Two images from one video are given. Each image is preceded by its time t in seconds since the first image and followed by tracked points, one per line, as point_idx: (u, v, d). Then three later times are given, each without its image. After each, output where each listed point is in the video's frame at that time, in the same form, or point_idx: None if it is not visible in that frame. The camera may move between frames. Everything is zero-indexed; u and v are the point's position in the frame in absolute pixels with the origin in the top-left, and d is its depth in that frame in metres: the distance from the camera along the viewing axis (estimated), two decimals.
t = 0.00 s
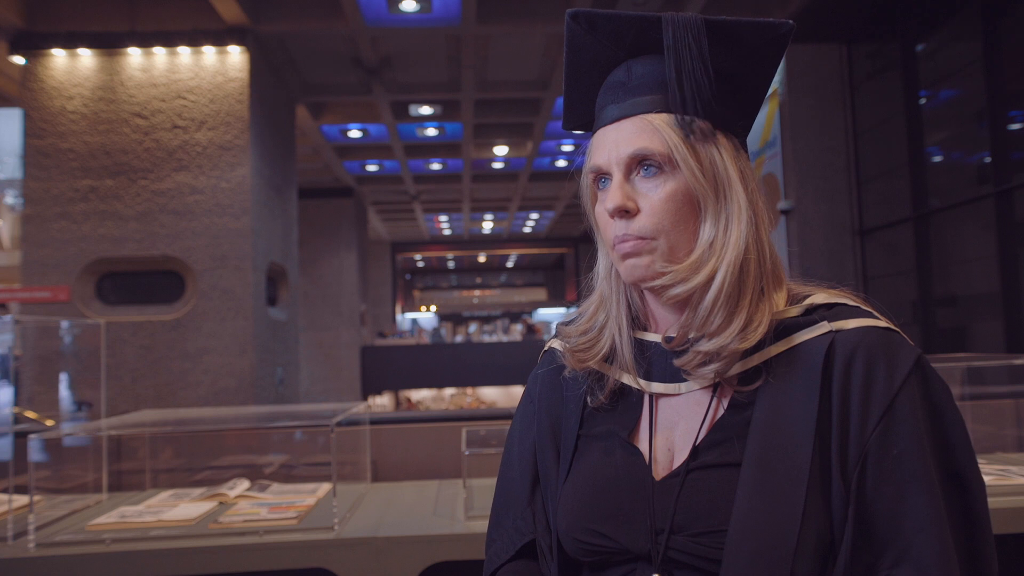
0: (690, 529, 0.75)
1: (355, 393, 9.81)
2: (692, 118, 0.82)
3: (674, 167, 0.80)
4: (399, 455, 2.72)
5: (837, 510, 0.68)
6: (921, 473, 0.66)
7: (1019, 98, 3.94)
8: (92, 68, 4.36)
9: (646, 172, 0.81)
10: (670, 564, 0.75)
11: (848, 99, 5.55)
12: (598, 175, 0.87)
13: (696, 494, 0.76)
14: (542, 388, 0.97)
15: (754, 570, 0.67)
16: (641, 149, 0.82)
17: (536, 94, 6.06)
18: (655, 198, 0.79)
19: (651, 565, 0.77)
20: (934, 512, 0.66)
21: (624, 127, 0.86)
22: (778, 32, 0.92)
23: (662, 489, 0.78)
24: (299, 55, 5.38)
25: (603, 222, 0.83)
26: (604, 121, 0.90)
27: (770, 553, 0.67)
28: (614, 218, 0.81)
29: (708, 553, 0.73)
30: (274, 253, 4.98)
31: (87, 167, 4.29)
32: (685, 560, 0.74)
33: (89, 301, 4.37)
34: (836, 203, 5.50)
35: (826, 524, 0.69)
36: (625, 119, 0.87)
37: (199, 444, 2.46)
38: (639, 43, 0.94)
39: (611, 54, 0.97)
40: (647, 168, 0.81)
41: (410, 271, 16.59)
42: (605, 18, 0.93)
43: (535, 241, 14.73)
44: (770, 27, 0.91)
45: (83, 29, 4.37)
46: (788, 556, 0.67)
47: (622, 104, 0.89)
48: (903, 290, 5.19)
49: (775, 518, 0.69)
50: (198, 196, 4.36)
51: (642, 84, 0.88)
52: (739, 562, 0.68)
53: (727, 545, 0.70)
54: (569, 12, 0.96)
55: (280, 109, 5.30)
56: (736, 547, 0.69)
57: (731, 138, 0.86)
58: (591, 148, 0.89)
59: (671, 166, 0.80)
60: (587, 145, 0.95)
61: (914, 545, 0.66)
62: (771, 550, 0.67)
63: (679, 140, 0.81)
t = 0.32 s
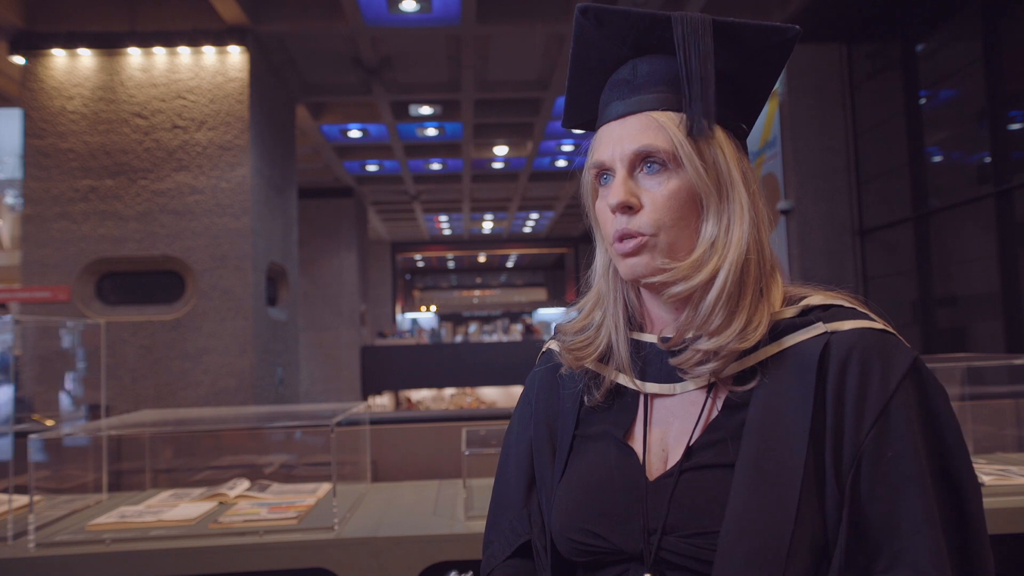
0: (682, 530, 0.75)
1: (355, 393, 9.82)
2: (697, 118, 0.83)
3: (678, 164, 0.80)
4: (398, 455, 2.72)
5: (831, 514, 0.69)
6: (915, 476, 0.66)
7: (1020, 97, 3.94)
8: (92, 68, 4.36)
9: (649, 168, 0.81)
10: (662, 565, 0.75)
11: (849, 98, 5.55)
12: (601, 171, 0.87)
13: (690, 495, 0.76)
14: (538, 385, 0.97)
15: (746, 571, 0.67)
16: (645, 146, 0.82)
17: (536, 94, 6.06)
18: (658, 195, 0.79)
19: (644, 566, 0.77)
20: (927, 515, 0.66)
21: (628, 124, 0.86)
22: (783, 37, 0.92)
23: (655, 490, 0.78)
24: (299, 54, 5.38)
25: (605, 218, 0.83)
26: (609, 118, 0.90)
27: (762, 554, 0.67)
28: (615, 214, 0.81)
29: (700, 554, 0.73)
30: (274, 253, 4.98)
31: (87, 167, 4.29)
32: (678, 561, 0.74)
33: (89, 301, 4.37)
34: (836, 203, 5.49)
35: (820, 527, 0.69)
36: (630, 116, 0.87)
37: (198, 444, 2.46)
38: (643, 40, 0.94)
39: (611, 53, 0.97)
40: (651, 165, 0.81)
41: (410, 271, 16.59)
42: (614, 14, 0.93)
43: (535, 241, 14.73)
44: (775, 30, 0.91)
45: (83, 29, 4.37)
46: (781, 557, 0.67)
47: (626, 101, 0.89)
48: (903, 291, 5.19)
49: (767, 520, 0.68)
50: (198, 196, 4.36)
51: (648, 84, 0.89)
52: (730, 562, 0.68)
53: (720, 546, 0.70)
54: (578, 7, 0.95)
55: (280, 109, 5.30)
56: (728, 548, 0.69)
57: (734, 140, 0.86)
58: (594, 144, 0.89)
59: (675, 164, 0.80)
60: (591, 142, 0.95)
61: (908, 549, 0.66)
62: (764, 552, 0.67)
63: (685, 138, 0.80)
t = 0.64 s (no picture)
0: (672, 533, 0.75)
1: (355, 393, 9.82)
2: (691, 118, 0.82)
3: (673, 165, 0.80)
4: (398, 455, 2.72)
5: (825, 519, 0.68)
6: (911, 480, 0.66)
7: (1019, 98, 3.95)
8: (92, 68, 4.36)
9: (645, 169, 0.82)
10: (651, 568, 0.75)
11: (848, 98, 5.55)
12: (597, 172, 0.87)
13: (681, 497, 0.76)
14: (535, 387, 0.97)
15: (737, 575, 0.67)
16: (638, 146, 0.82)
17: (536, 94, 6.06)
18: (654, 196, 0.79)
19: (633, 569, 0.76)
20: (922, 519, 0.66)
21: (623, 124, 0.86)
22: (777, 37, 0.92)
23: (645, 492, 0.78)
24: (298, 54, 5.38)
25: (601, 219, 0.83)
26: (604, 120, 0.90)
27: (755, 558, 0.67)
28: (611, 215, 0.81)
29: (689, 558, 0.72)
30: (274, 253, 4.98)
31: (87, 167, 4.29)
32: (667, 564, 0.73)
33: (89, 301, 4.37)
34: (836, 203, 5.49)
35: (814, 532, 0.69)
36: (624, 117, 0.87)
37: (198, 444, 2.46)
38: (640, 41, 0.93)
39: (609, 53, 0.96)
40: (646, 166, 0.82)
41: (410, 271, 16.58)
42: (608, 15, 0.93)
43: (535, 241, 14.73)
44: (770, 31, 0.91)
45: (83, 29, 4.37)
46: (774, 561, 0.67)
47: (621, 102, 0.89)
48: (903, 291, 5.19)
49: (761, 524, 0.68)
50: (198, 196, 4.36)
51: (643, 85, 0.89)
52: (720, 565, 0.68)
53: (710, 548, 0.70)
54: (573, 8, 0.95)
55: (280, 109, 5.30)
56: (718, 552, 0.69)
57: (730, 139, 0.86)
58: (589, 145, 0.89)
59: (670, 165, 0.80)
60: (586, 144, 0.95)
61: (904, 553, 0.65)
62: (758, 557, 0.67)
63: (679, 138, 0.81)
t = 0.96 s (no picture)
0: (666, 534, 0.75)
1: (355, 393, 9.83)
2: (688, 117, 0.82)
3: (669, 163, 0.80)
4: (398, 454, 2.72)
5: (810, 516, 0.68)
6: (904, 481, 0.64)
7: (1020, 98, 3.94)
8: (92, 68, 4.36)
9: (641, 169, 0.81)
10: (645, 570, 0.75)
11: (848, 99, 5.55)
12: (591, 171, 0.86)
13: (675, 497, 0.75)
14: (531, 387, 0.97)
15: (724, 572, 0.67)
16: (634, 145, 0.82)
17: (536, 93, 6.06)
18: (650, 196, 0.79)
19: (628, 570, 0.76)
20: (909, 522, 0.63)
21: (618, 124, 0.85)
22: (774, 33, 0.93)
23: (640, 493, 0.78)
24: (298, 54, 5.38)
25: (596, 219, 0.82)
26: (598, 117, 0.90)
27: (743, 557, 0.67)
28: (606, 214, 0.80)
29: (681, 559, 0.72)
30: (274, 252, 4.99)
31: (87, 167, 4.30)
32: (660, 566, 0.73)
33: (89, 301, 4.37)
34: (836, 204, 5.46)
35: (802, 531, 0.69)
36: (619, 115, 0.87)
37: (198, 444, 2.46)
38: (637, 41, 0.95)
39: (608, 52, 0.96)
40: (642, 165, 0.81)
41: (410, 271, 16.58)
42: (603, 11, 0.93)
43: (535, 241, 14.73)
44: (766, 27, 0.91)
45: (83, 29, 4.37)
46: (758, 557, 0.67)
47: (617, 99, 0.89)
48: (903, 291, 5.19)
49: (747, 519, 0.69)
50: (198, 196, 4.36)
51: (638, 81, 0.89)
52: (709, 562, 0.68)
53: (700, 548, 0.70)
54: (567, 4, 0.96)
55: (280, 109, 5.30)
56: (708, 549, 0.69)
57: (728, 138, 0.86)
58: (584, 143, 0.88)
59: (667, 165, 0.80)
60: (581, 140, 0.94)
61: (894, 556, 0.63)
62: (738, 555, 0.67)
63: (676, 139, 0.80)
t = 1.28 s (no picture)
0: (662, 537, 0.74)
1: (355, 393, 9.83)
2: (672, 107, 0.82)
3: (656, 153, 0.80)
4: (398, 454, 2.72)
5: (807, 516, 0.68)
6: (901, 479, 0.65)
7: (1020, 98, 3.95)
8: (92, 68, 4.36)
9: (628, 160, 0.81)
10: (642, 572, 0.75)
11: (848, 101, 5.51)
12: (582, 166, 0.87)
13: (672, 500, 0.75)
14: (524, 387, 0.96)
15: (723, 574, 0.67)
16: (620, 138, 0.82)
17: (536, 93, 6.06)
18: (636, 185, 0.78)
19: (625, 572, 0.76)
20: (908, 524, 0.64)
21: (607, 118, 0.86)
22: (761, 24, 0.92)
23: (637, 496, 0.78)
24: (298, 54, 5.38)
25: (586, 212, 0.83)
26: (588, 113, 0.90)
27: (745, 557, 0.67)
28: (595, 206, 0.81)
29: (678, 561, 0.72)
30: (274, 252, 4.99)
31: (87, 167, 4.30)
32: (656, 568, 0.74)
33: (89, 301, 4.37)
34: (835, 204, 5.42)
35: (798, 530, 0.68)
36: (607, 109, 0.87)
37: (198, 444, 2.46)
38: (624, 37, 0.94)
39: (607, 52, 0.96)
40: (629, 156, 0.81)
41: (410, 271, 16.56)
42: (589, 9, 0.95)
43: (535, 241, 14.73)
44: (751, 17, 0.91)
45: (83, 29, 4.37)
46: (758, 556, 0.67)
47: (606, 94, 0.90)
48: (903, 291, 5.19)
49: (746, 518, 0.68)
50: (198, 196, 4.36)
51: (626, 76, 0.89)
52: (706, 564, 0.68)
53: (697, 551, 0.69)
54: (553, 5, 0.97)
55: (280, 109, 5.30)
56: (706, 551, 0.68)
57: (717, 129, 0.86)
58: (575, 139, 0.89)
59: (654, 155, 0.80)
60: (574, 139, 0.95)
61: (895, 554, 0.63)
62: (734, 554, 0.67)
63: (661, 128, 0.80)
